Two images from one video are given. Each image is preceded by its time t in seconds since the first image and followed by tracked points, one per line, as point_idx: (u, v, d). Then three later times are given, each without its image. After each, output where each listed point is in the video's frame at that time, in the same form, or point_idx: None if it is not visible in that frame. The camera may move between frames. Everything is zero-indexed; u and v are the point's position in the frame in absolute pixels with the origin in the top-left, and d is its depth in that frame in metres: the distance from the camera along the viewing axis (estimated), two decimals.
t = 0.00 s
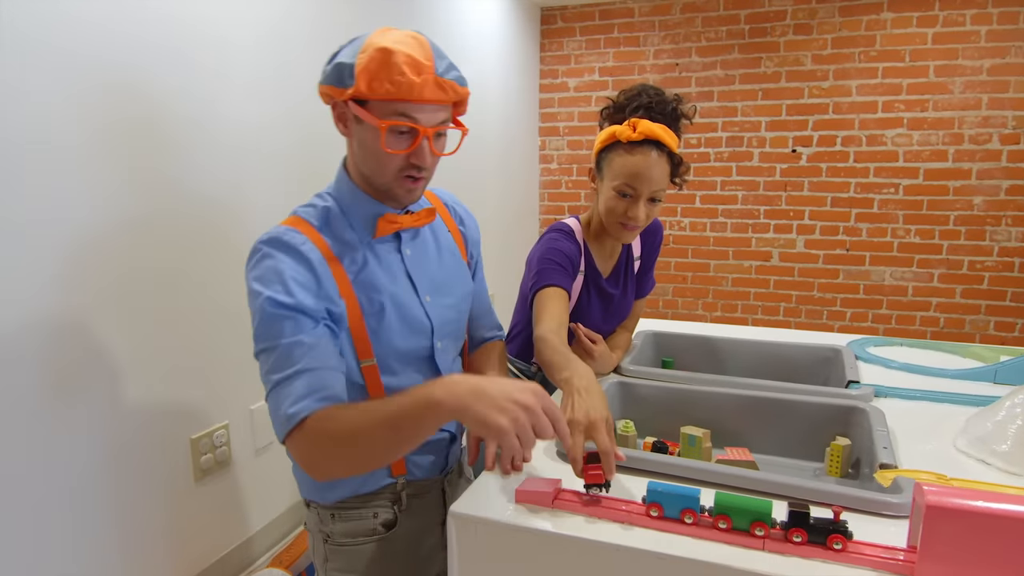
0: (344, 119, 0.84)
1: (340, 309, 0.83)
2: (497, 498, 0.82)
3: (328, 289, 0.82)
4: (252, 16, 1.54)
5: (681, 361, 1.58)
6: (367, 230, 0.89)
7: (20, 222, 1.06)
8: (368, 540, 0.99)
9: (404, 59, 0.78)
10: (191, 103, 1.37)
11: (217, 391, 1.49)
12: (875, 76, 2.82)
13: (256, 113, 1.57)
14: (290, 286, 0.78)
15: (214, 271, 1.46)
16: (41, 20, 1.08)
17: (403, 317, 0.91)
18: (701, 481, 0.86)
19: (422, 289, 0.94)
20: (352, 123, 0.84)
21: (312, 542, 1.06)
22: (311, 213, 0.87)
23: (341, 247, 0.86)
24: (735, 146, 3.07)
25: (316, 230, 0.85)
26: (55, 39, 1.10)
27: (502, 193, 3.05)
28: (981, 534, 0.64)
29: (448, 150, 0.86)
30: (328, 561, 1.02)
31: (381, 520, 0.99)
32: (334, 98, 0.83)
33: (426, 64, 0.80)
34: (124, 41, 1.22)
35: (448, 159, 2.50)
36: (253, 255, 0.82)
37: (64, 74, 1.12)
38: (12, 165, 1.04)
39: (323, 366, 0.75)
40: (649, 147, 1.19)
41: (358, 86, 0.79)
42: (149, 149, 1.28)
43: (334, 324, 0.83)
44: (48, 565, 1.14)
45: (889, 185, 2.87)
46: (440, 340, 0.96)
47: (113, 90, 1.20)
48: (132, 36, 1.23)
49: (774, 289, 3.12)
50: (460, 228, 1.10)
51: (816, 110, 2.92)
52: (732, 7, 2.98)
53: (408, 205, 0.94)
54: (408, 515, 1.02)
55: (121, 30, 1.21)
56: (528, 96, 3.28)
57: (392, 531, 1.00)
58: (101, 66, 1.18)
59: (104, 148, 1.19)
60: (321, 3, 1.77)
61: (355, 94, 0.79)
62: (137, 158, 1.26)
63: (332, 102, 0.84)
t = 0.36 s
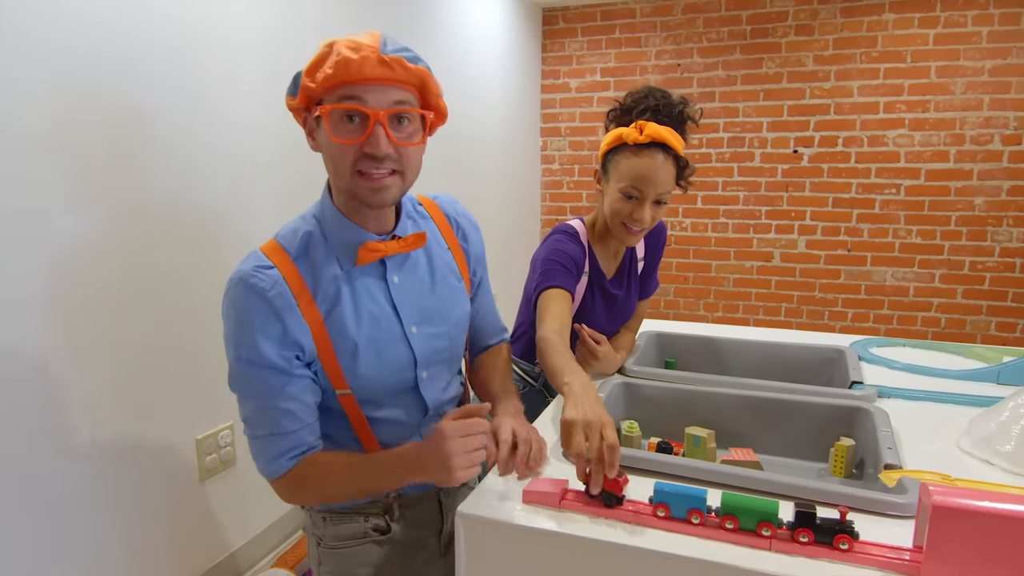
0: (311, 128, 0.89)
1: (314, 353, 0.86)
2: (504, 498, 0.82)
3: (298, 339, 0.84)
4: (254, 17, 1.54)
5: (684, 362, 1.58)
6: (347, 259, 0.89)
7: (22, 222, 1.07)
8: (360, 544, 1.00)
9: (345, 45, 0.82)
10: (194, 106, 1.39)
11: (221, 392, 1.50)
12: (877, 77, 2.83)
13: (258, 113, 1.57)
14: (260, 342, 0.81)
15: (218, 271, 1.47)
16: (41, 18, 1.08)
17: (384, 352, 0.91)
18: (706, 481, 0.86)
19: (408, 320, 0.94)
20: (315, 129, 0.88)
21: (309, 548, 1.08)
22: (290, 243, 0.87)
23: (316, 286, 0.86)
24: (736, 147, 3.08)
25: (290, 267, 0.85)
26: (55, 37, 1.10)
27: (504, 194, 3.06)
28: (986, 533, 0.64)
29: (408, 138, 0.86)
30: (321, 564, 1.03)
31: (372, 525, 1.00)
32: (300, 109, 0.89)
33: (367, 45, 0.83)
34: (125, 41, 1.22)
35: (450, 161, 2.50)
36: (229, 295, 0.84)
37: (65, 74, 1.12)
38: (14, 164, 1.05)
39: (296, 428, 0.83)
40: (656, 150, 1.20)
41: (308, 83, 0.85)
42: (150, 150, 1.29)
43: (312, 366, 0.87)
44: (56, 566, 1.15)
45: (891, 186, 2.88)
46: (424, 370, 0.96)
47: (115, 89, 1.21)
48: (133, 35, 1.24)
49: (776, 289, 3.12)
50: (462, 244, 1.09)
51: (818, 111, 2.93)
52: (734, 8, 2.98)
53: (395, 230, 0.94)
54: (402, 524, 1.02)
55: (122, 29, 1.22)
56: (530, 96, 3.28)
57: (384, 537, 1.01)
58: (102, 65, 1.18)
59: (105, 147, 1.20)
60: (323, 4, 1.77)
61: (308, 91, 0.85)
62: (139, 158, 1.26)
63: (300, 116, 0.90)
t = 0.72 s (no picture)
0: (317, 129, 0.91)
1: (312, 371, 0.87)
2: (508, 497, 0.83)
3: (296, 359, 0.84)
4: (255, 17, 1.55)
5: (685, 362, 1.59)
6: (351, 276, 0.89)
7: (22, 222, 1.07)
8: (351, 549, 1.02)
9: (356, 49, 0.84)
10: (194, 105, 1.39)
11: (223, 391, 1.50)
12: (877, 77, 2.83)
13: (258, 113, 1.58)
14: (259, 361, 0.82)
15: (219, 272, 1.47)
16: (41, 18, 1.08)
17: (385, 373, 0.92)
18: (709, 481, 0.87)
19: (412, 340, 0.94)
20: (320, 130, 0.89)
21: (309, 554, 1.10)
22: (293, 257, 0.87)
23: (318, 305, 0.86)
24: (737, 147, 3.08)
25: (293, 285, 0.85)
26: (55, 36, 1.11)
27: (505, 194, 3.06)
28: (988, 532, 0.65)
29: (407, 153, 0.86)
30: (315, 567, 1.04)
31: (364, 531, 1.02)
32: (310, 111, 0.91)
33: (379, 51, 0.84)
34: (124, 40, 1.23)
35: (452, 161, 2.51)
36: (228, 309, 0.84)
37: (65, 73, 1.13)
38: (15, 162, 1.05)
39: (290, 446, 0.85)
40: (660, 151, 1.20)
41: (316, 83, 0.87)
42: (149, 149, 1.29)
43: (310, 384, 0.88)
44: (60, 564, 1.16)
45: (891, 186, 2.88)
46: (426, 390, 0.97)
47: (114, 87, 1.21)
48: (133, 34, 1.24)
49: (777, 289, 3.13)
50: (472, 257, 1.11)
51: (819, 111, 2.93)
52: (734, 9, 2.99)
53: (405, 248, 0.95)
54: (396, 535, 1.03)
55: (122, 29, 1.22)
56: (531, 97, 3.29)
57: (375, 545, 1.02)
58: (101, 65, 1.19)
59: (104, 146, 1.20)
60: (325, 4, 1.78)
61: (316, 91, 0.87)
62: (138, 157, 1.27)
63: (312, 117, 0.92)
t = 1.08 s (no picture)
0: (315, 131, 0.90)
1: (314, 378, 0.87)
2: (505, 496, 0.83)
3: (298, 365, 0.84)
4: (254, 16, 1.55)
5: (684, 360, 1.59)
6: (354, 280, 0.89)
7: (22, 222, 1.07)
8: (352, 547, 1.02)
9: (351, 45, 0.83)
10: (194, 105, 1.39)
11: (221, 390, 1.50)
12: (877, 76, 2.83)
13: (258, 113, 1.58)
14: (259, 368, 0.82)
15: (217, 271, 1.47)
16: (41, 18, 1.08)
17: (388, 377, 0.91)
18: (704, 479, 0.87)
19: (416, 343, 0.94)
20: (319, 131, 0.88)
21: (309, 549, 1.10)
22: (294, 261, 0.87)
23: (319, 310, 0.86)
24: (736, 146, 3.08)
25: (293, 290, 0.84)
26: (54, 36, 1.11)
27: (505, 193, 3.06)
28: (984, 529, 0.65)
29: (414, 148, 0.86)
30: (315, 565, 1.05)
31: (364, 530, 1.02)
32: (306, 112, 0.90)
33: (376, 45, 0.83)
34: (124, 39, 1.22)
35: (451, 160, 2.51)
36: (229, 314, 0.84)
37: (64, 73, 1.13)
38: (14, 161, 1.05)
39: (288, 452, 0.85)
40: (659, 150, 1.20)
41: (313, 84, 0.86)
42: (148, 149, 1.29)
43: (312, 389, 0.88)
44: (59, 564, 1.16)
45: (891, 185, 2.88)
46: (429, 394, 0.97)
47: (114, 87, 1.21)
48: (132, 34, 1.24)
49: (776, 289, 3.13)
50: (475, 256, 1.11)
51: (818, 110, 2.93)
52: (734, 8, 2.98)
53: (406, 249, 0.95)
54: (395, 535, 1.03)
55: (122, 28, 1.22)
56: (530, 96, 3.29)
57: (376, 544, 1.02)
58: (101, 65, 1.18)
59: (104, 145, 1.20)
60: (323, 3, 1.78)
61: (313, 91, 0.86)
62: (137, 157, 1.27)
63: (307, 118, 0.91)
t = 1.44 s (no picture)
0: (333, 146, 0.81)
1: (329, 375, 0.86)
2: (501, 497, 0.83)
3: (311, 366, 0.83)
4: (252, 16, 1.54)
5: (682, 361, 1.58)
6: (360, 274, 0.88)
7: (21, 225, 1.07)
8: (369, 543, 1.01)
9: (413, 87, 0.75)
10: (193, 106, 1.39)
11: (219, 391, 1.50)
12: (876, 76, 2.83)
13: (256, 113, 1.58)
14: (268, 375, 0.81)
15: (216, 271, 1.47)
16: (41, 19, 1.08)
17: (399, 364, 0.92)
18: (696, 479, 0.87)
19: (423, 325, 0.95)
20: (345, 154, 0.80)
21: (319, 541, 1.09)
22: (295, 263, 0.85)
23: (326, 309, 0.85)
24: (736, 146, 3.08)
25: (298, 292, 0.83)
26: (54, 37, 1.10)
27: (504, 193, 3.06)
28: (978, 530, 0.64)
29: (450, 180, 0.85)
30: (331, 562, 1.04)
31: (383, 525, 1.01)
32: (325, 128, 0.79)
33: (436, 93, 0.77)
34: (123, 41, 1.22)
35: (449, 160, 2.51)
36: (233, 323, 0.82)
37: (64, 74, 1.12)
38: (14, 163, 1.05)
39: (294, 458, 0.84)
40: (655, 151, 1.20)
41: (360, 120, 0.75)
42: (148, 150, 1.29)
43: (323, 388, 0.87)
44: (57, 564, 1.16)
45: (890, 186, 2.88)
46: (440, 373, 0.98)
47: (114, 88, 1.21)
48: (132, 36, 1.24)
49: (775, 289, 3.12)
50: (459, 238, 1.12)
51: (817, 110, 2.93)
52: (733, 8, 2.98)
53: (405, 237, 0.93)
54: (413, 527, 1.02)
55: (121, 30, 1.22)
56: (529, 97, 3.29)
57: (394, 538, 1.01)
58: (100, 66, 1.18)
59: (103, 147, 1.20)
60: (322, 4, 1.77)
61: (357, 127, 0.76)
62: (137, 158, 1.26)
63: (320, 129, 0.81)
